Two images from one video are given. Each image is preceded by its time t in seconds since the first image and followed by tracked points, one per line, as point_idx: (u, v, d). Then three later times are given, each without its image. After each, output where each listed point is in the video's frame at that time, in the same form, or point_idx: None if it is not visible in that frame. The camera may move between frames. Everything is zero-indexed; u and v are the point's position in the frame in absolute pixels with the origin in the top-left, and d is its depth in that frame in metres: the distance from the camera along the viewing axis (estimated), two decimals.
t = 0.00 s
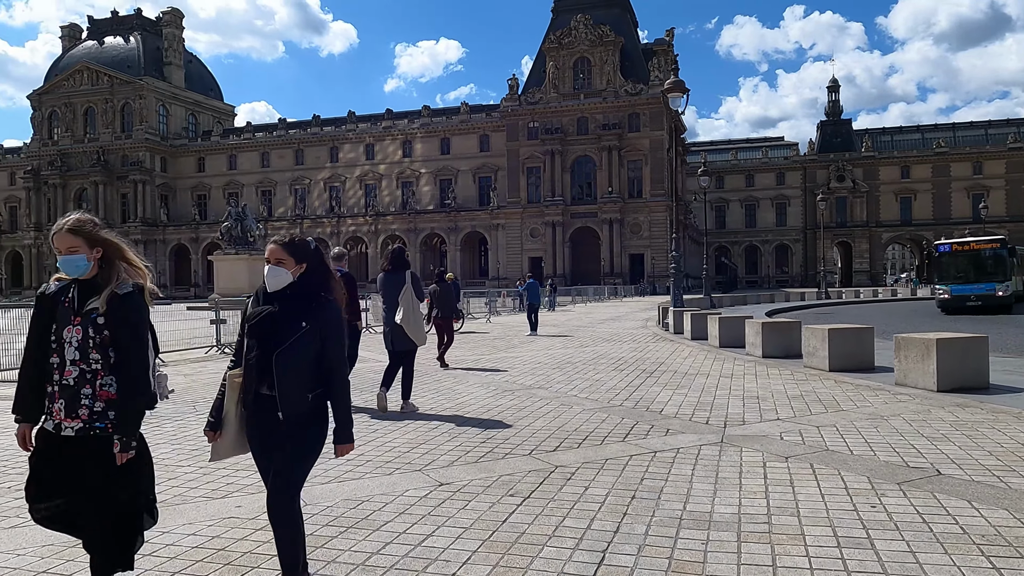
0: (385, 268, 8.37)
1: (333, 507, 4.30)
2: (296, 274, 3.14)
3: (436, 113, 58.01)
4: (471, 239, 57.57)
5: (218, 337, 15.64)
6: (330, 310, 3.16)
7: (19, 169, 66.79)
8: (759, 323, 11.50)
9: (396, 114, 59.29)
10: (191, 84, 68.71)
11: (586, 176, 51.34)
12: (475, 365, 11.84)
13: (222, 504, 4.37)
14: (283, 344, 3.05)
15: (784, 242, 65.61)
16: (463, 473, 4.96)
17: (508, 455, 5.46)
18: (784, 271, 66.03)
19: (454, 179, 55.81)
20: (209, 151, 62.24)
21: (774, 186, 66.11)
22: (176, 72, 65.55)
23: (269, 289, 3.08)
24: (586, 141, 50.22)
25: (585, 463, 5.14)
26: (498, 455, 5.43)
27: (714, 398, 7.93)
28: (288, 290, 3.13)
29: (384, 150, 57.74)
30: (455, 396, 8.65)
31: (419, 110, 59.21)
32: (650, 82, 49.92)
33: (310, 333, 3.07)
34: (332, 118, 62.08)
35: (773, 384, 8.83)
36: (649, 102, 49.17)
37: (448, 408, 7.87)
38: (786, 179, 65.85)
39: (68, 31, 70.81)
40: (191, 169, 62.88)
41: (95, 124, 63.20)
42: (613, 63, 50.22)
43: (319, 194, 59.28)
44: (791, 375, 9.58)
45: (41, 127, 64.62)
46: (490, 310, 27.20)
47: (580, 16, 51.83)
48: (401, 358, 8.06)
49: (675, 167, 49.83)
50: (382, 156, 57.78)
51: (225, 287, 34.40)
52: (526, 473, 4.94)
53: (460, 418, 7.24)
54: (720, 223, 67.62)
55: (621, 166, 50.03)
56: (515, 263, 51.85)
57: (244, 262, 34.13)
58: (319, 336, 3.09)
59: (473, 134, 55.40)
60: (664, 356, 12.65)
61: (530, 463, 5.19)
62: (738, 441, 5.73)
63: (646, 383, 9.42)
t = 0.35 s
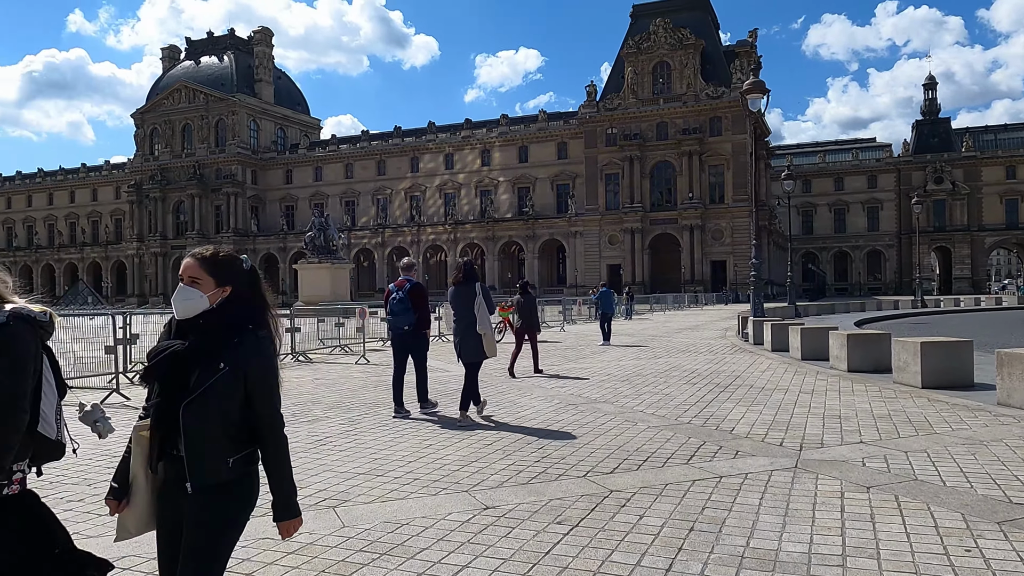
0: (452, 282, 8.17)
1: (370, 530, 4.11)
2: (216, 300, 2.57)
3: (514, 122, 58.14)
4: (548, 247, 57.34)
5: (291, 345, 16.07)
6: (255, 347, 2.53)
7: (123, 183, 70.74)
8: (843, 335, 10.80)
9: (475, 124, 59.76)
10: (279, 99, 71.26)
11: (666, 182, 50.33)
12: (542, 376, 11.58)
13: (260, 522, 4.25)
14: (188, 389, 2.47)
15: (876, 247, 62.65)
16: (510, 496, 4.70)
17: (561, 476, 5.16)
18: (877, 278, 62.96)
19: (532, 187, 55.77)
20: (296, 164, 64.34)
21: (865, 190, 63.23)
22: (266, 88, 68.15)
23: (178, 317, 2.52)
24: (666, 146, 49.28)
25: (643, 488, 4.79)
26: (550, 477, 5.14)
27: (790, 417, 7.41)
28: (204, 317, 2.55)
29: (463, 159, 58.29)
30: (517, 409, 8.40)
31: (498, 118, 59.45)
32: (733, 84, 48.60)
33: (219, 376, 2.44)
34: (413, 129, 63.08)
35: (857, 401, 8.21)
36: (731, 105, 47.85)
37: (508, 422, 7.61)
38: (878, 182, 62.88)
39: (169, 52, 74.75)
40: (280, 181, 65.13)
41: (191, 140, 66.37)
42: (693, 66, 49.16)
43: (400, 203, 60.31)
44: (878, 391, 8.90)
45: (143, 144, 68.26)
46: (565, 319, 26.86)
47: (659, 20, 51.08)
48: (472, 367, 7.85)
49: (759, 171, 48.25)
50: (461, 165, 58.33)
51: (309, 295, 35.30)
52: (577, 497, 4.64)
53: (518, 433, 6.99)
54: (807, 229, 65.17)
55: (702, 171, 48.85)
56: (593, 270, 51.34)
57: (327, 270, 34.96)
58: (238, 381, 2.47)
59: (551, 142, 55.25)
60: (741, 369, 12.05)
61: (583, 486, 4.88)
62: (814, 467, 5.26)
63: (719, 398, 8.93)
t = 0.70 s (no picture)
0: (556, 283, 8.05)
1: (445, 542, 3.91)
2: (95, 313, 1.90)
3: (619, 122, 57.27)
4: (653, 249, 56.17)
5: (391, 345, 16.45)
6: (133, 375, 1.79)
7: (246, 192, 74.84)
8: (977, 342, 9.83)
9: (579, 125, 59.33)
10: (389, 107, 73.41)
11: (778, 180, 48.23)
12: (641, 381, 11.16)
13: (336, 529, 4.16)
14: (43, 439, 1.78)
15: (1014, 246, 57.77)
16: (596, 510, 4.40)
17: (653, 491, 4.81)
18: (1015, 279, 58.00)
19: (637, 187, 54.84)
20: (405, 170, 66.08)
21: (1000, 184, 58.41)
22: (377, 97, 70.35)
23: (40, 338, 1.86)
24: (777, 143, 47.27)
25: (742, 507, 4.39)
26: (641, 491, 4.80)
27: (914, 432, 6.72)
28: (73, 336, 1.87)
29: (567, 162, 58.09)
30: (611, 416, 8.05)
31: (602, 119, 58.71)
32: (851, 75, 46.02)
33: (72, 410, 1.75)
34: (517, 132, 63.31)
35: (993, 415, 7.38)
36: (848, 97, 45.36)
37: (602, 429, 7.28)
38: (1016, 175, 57.94)
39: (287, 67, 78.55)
40: (390, 187, 67.09)
41: (307, 149, 69.42)
42: (807, 58, 46.93)
43: (505, 207, 60.70)
44: (1020, 405, 7.97)
45: (263, 154, 71.94)
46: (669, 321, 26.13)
47: (770, 12, 49.13)
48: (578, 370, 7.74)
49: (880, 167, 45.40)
50: (565, 167, 58.13)
51: (415, 297, 36.03)
52: (668, 515, 4.28)
53: (610, 439, 6.66)
54: (934, 227, 60.96)
55: (817, 168, 46.53)
56: (700, 272, 49.91)
57: (432, 273, 35.55)
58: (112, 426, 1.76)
59: (657, 142, 54.14)
60: (858, 377, 11.19)
61: (676, 502, 4.52)
62: (943, 490, 4.66)
63: (833, 408, 8.26)
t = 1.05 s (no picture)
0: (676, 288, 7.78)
1: (529, 559, 3.76)
2: None
3: (737, 120, 55.29)
4: (774, 250, 53.87)
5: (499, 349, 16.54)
6: None
7: (367, 200, 77.73)
8: None
9: (694, 125, 57.73)
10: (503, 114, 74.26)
11: (913, 176, 45.06)
12: (755, 391, 10.58)
13: (419, 540, 4.09)
14: None
15: None
16: (692, 532, 4.10)
17: (756, 513, 4.46)
18: None
19: (757, 187, 52.78)
20: (519, 175, 66.65)
21: None
22: (491, 104, 71.26)
23: None
24: (912, 137, 44.19)
25: (857, 537, 3.97)
26: (743, 512, 4.47)
27: None
28: None
29: (682, 162, 56.66)
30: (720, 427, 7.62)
31: (719, 118, 56.85)
32: (996, 61, 42.35)
33: None
34: (631, 134, 62.37)
35: None
36: (994, 85, 41.78)
37: (706, 441, 6.90)
38: None
39: (406, 78, 81.08)
40: (504, 192, 67.88)
41: (425, 157, 71.30)
42: (946, 45, 43.60)
43: (619, 209, 59.99)
44: None
45: (384, 163, 74.49)
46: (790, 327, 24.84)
47: None
48: (681, 376, 7.43)
49: None
50: (680, 168, 56.76)
51: (527, 301, 36.13)
52: (772, 541, 3.94)
53: (714, 453, 6.30)
54: None
55: (957, 162, 43.17)
56: (826, 275, 47.44)
57: (544, 277, 35.54)
58: None
59: (778, 139, 51.85)
60: (1004, 390, 10.12)
61: (782, 527, 4.16)
62: None
63: (972, 426, 7.46)
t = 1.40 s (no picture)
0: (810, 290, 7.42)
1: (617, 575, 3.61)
2: None
3: (866, 112, 52.13)
4: (908, 249, 50.44)
5: (607, 352, 16.34)
6: None
7: (482, 204, 78.99)
8: None
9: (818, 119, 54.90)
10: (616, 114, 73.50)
11: None
12: (880, 401, 9.87)
13: (507, 547, 4.04)
14: None
15: None
16: (797, 552, 3.83)
17: (869, 535, 4.11)
18: None
19: (888, 183, 49.56)
20: (633, 175, 65.75)
21: None
22: (604, 105, 70.66)
23: None
24: None
25: (988, 567, 3.57)
26: (855, 534, 4.13)
27: None
28: None
29: (806, 158, 53.99)
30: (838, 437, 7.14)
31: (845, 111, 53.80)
32: None
33: None
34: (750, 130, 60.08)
35: None
36: None
37: (820, 453, 6.50)
38: None
39: (519, 83, 81.87)
40: (617, 194, 67.20)
41: (538, 160, 71.69)
42: None
43: (737, 209, 58.04)
44: None
45: (497, 167, 75.48)
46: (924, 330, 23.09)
47: None
48: (828, 382, 7.17)
49: None
50: (802, 165, 54.15)
51: (641, 303, 35.51)
52: (887, 568, 3.59)
53: (828, 467, 5.89)
54: None
55: None
56: (967, 276, 43.96)
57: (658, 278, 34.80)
58: None
59: (912, 131, 48.41)
60: None
61: (901, 553, 3.80)
62: None
63: None
